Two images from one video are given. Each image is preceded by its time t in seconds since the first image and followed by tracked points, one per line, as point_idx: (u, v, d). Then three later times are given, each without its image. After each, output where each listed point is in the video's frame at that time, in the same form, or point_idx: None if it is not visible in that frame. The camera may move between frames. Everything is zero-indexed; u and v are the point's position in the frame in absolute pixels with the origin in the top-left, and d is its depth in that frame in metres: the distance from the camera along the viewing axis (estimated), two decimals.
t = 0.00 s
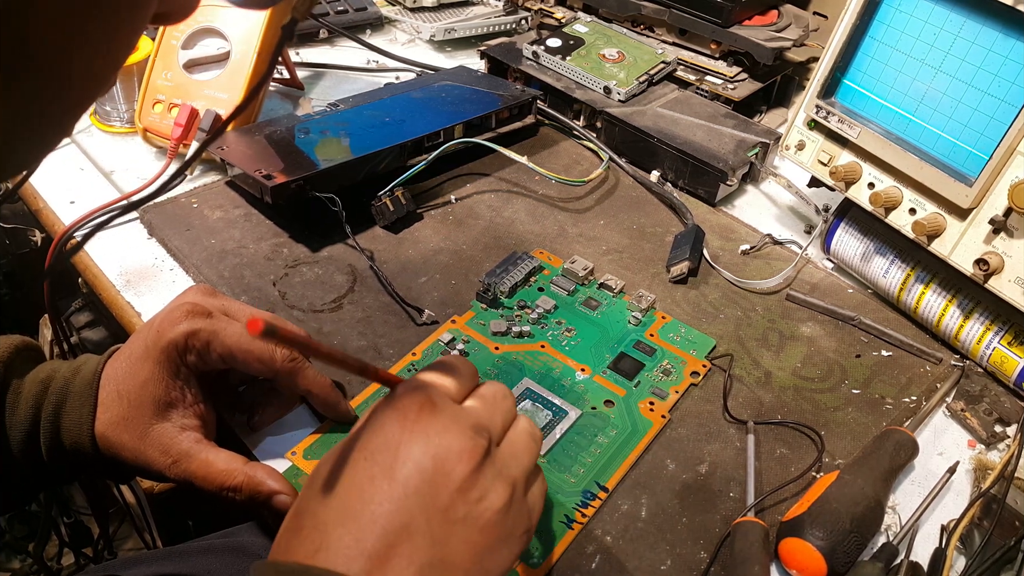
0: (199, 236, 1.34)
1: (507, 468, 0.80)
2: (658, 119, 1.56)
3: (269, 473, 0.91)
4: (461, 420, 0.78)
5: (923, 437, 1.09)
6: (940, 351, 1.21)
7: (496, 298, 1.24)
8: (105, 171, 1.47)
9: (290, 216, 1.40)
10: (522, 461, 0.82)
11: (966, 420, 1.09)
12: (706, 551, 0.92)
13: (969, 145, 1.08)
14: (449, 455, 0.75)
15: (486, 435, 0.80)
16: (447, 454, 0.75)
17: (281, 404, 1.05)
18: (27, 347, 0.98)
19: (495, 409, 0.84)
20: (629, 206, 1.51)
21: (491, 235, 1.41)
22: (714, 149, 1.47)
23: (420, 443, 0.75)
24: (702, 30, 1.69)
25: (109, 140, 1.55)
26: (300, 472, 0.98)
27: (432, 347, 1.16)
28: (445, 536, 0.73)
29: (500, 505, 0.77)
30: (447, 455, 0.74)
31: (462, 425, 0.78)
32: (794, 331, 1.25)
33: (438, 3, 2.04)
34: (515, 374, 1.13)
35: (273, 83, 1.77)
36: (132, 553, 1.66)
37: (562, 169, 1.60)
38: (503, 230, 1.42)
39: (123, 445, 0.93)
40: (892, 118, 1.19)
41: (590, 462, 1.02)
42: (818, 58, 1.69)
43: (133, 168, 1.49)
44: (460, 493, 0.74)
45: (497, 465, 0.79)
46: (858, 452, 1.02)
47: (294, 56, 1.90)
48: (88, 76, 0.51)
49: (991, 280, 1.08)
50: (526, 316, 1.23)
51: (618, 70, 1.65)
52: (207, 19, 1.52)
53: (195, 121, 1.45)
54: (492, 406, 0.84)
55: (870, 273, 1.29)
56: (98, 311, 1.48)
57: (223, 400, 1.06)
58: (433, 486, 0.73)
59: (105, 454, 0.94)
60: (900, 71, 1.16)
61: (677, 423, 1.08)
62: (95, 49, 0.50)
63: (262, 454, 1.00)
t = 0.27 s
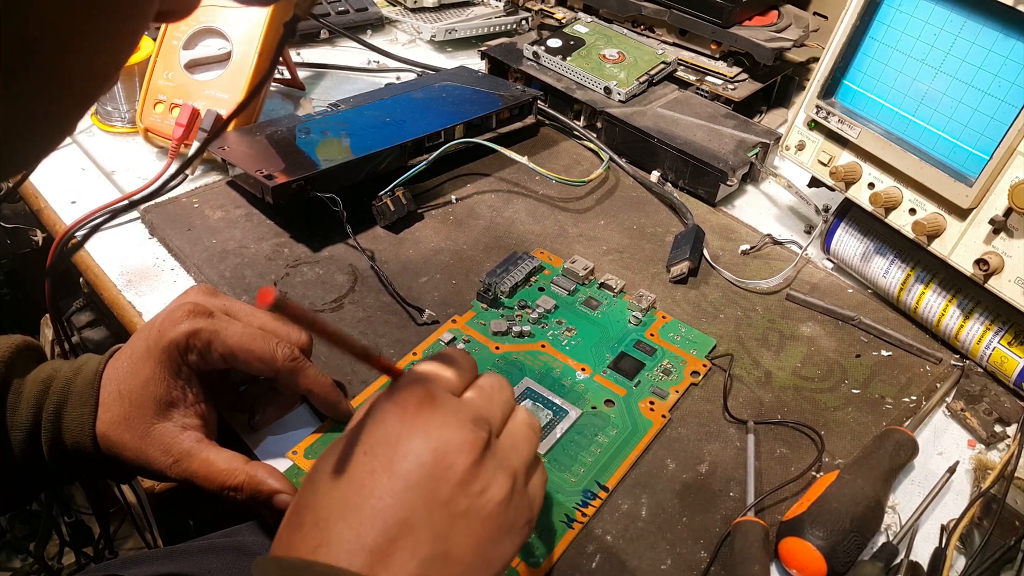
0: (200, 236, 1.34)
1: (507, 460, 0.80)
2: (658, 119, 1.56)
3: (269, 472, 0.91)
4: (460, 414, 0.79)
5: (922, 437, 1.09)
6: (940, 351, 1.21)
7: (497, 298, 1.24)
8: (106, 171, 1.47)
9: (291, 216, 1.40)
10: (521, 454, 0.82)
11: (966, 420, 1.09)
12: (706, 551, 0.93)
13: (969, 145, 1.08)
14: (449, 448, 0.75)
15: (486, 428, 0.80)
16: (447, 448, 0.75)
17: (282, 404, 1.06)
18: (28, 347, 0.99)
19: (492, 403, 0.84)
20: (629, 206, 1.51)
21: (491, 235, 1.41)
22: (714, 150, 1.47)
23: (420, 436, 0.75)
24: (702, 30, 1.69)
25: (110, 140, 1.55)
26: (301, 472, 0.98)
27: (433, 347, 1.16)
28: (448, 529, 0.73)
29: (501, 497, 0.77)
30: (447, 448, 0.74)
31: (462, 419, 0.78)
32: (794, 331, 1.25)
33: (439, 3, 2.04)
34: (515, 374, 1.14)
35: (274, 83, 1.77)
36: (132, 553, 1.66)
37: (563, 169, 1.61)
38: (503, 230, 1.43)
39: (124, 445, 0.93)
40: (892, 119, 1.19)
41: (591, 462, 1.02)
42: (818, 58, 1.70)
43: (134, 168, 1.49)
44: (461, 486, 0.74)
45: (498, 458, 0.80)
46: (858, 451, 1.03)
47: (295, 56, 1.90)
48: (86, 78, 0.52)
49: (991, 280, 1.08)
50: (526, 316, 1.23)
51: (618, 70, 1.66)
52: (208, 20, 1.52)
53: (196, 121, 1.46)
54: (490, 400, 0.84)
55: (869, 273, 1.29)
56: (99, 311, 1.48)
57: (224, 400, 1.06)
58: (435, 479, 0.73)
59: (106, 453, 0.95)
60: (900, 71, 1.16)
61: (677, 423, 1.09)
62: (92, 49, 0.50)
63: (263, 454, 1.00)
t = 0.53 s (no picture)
0: (200, 236, 1.34)
1: (507, 459, 0.80)
2: (658, 119, 1.56)
3: (270, 472, 0.91)
4: (457, 413, 0.79)
5: (922, 437, 1.09)
6: (940, 351, 1.21)
7: (497, 298, 1.24)
8: (106, 171, 1.47)
9: (291, 216, 1.40)
10: (521, 452, 0.82)
11: (966, 420, 1.09)
12: (706, 551, 0.93)
13: (969, 145, 1.08)
14: (448, 447, 0.75)
15: (485, 427, 0.80)
16: (446, 447, 0.75)
17: (282, 404, 1.06)
18: (28, 347, 0.99)
19: (493, 400, 0.84)
20: (629, 206, 1.51)
21: (491, 235, 1.41)
22: (714, 150, 1.47)
23: (419, 437, 0.75)
24: (702, 30, 1.69)
25: (110, 140, 1.55)
26: (301, 472, 0.98)
27: (433, 347, 1.16)
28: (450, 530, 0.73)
29: (501, 496, 0.77)
30: (446, 448, 0.75)
31: (460, 418, 0.78)
32: (794, 331, 1.25)
33: (438, 3, 2.04)
34: (515, 374, 1.14)
35: (274, 83, 1.77)
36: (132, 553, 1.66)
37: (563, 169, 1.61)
38: (503, 230, 1.43)
39: (124, 445, 0.93)
40: (892, 118, 1.19)
41: (591, 462, 1.02)
42: (818, 58, 1.70)
43: (134, 168, 1.49)
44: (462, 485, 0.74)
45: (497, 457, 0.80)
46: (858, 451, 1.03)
47: (295, 56, 1.90)
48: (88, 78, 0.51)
49: (990, 280, 1.08)
50: (526, 316, 1.23)
51: (618, 70, 1.66)
52: (208, 20, 1.52)
53: (196, 121, 1.46)
54: (490, 397, 0.84)
55: (869, 273, 1.29)
56: (99, 311, 1.48)
57: (224, 400, 1.06)
58: (434, 479, 0.73)
59: (106, 453, 0.95)
60: (900, 72, 1.16)
61: (677, 423, 1.09)
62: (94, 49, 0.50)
63: (263, 454, 1.00)
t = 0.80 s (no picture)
0: (200, 237, 1.34)
1: (481, 482, 0.70)
2: (658, 119, 1.56)
3: (269, 472, 0.92)
4: (425, 439, 0.67)
5: (922, 437, 1.09)
6: (939, 351, 1.21)
7: (496, 298, 1.24)
8: (106, 171, 1.47)
9: (291, 216, 1.40)
10: (496, 471, 0.72)
11: (966, 420, 1.09)
12: (706, 551, 0.93)
13: (969, 145, 1.08)
14: (415, 489, 0.64)
15: (455, 451, 0.69)
16: (413, 487, 0.64)
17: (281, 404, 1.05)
18: (27, 347, 0.98)
19: (462, 411, 0.73)
20: (629, 206, 1.51)
21: (491, 235, 1.41)
22: (714, 149, 1.47)
23: (381, 482, 0.63)
24: (702, 30, 1.69)
25: (109, 140, 1.55)
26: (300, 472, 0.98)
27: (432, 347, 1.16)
28: None
29: (477, 528, 0.67)
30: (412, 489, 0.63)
31: (426, 447, 0.67)
32: (794, 331, 1.25)
33: (438, 3, 2.04)
34: (515, 374, 1.14)
35: (274, 83, 1.77)
36: (132, 553, 1.66)
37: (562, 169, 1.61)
38: (503, 230, 1.43)
39: (124, 445, 0.94)
40: (892, 118, 1.19)
41: (590, 462, 1.02)
42: (818, 58, 1.70)
43: (134, 168, 1.49)
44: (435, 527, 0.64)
45: (468, 482, 0.69)
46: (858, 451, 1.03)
47: (295, 56, 1.90)
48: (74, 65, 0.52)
49: (990, 280, 1.08)
50: (526, 316, 1.23)
51: (618, 70, 1.66)
52: (208, 20, 1.52)
53: (195, 121, 1.46)
54: (457, 409, 0.73)
55: (869, 273, 1.29)
56: (99, 311, 1.48)
57: (224, 400, 1.06)
58: (400, 524, 0.62)
59: (105, 453, 0.95)
60: (900, 71, 1.16)
61: (677, 423, 1.09)
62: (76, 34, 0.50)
63: (263, 454, 1.00)
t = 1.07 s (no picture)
0: (200, 236, 1.34)
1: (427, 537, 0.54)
2: (659, 119, 1.56)
3: (269, 471, 0.91)
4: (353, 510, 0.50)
5: (923, 437, 1.09)
6: (940, 352, 1.21)
7: (497, 298, 1.24)
8: (106, 171, 1.47)
9: (292, 216, 1.40)
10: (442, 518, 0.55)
11: (966, 420, 1.09)
12: (706, 551, 0.93)
13: (970, 145, 1.08)
14: None
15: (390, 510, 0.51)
16: None
17: (282, 404, 1.05)
18: (27, 347, 0.98)
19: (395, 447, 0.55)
20: (629, 206, 1.51)
21: (491, 235, 1.41)
22: (714, 150, 1.47)
23: None
24: (702, 30, 1.69)
25: (110, 140, 1.55)
26: (301, 472, 0.98)
27: (433, 347, 1.16)
28: None
29: None
30: None
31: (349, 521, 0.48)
32: (794, 331, 1.25)
33: (439, 3, 2.04)
34: (515, 374, 1.14)
35: (274, 83, 1.77)
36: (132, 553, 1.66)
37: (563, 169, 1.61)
38: (503, 230, 1.43)
39: (124, 444, 0.94)
40: (893, 118, 1.19)
41: (591, 462, 1.02)
42: (818, 58, 1.70)
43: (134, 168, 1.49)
44: None
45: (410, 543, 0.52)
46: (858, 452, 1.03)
47: (295, 56, 1.90)
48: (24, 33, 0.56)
49: (990, 280, 1.08)
50: (526, 316, 1.23)
51: (618, 70, 1.66)
52: (208, 21, 1.51)
53: (196, 121, 1.46)
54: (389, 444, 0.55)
55: (869, 273, 1.29)
56: (99, 311, 1.48)
57: (224, 400, 1.06)
58: None
59: (106, 452, 0.95)
60: (900, 71, 1.16)
61: (677, 423, 1.09)
62: None
63: (263, 454, 1.00)
